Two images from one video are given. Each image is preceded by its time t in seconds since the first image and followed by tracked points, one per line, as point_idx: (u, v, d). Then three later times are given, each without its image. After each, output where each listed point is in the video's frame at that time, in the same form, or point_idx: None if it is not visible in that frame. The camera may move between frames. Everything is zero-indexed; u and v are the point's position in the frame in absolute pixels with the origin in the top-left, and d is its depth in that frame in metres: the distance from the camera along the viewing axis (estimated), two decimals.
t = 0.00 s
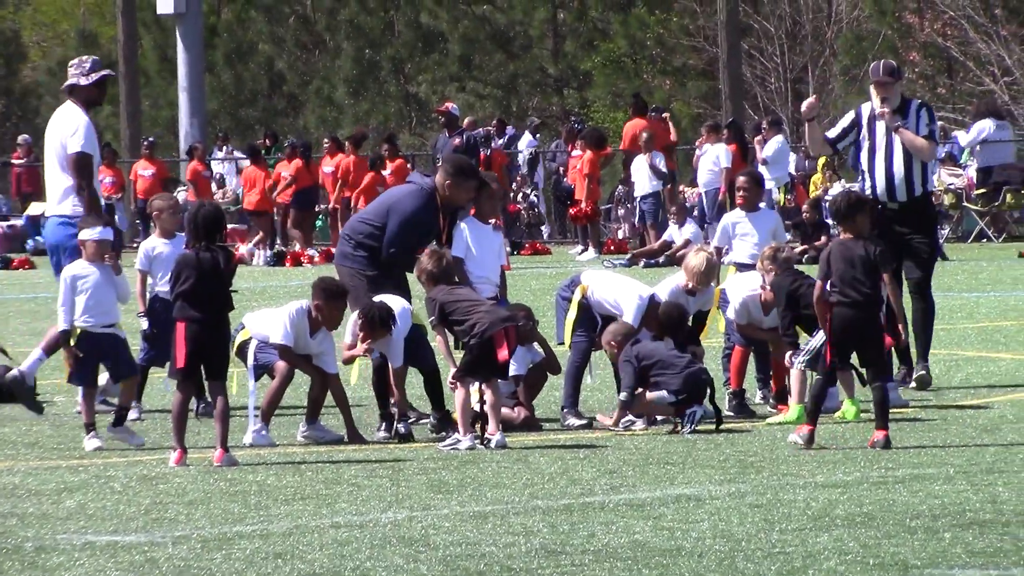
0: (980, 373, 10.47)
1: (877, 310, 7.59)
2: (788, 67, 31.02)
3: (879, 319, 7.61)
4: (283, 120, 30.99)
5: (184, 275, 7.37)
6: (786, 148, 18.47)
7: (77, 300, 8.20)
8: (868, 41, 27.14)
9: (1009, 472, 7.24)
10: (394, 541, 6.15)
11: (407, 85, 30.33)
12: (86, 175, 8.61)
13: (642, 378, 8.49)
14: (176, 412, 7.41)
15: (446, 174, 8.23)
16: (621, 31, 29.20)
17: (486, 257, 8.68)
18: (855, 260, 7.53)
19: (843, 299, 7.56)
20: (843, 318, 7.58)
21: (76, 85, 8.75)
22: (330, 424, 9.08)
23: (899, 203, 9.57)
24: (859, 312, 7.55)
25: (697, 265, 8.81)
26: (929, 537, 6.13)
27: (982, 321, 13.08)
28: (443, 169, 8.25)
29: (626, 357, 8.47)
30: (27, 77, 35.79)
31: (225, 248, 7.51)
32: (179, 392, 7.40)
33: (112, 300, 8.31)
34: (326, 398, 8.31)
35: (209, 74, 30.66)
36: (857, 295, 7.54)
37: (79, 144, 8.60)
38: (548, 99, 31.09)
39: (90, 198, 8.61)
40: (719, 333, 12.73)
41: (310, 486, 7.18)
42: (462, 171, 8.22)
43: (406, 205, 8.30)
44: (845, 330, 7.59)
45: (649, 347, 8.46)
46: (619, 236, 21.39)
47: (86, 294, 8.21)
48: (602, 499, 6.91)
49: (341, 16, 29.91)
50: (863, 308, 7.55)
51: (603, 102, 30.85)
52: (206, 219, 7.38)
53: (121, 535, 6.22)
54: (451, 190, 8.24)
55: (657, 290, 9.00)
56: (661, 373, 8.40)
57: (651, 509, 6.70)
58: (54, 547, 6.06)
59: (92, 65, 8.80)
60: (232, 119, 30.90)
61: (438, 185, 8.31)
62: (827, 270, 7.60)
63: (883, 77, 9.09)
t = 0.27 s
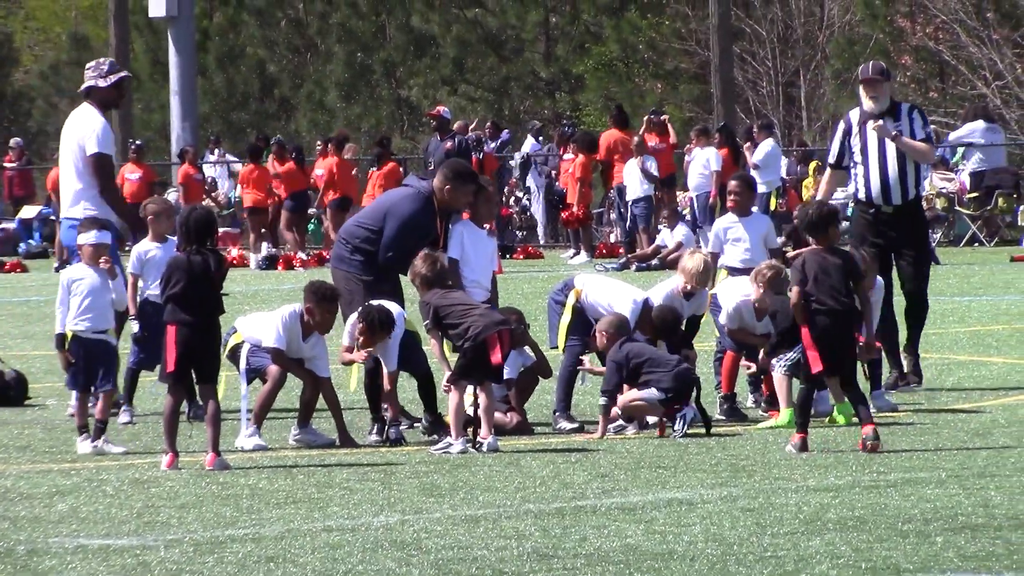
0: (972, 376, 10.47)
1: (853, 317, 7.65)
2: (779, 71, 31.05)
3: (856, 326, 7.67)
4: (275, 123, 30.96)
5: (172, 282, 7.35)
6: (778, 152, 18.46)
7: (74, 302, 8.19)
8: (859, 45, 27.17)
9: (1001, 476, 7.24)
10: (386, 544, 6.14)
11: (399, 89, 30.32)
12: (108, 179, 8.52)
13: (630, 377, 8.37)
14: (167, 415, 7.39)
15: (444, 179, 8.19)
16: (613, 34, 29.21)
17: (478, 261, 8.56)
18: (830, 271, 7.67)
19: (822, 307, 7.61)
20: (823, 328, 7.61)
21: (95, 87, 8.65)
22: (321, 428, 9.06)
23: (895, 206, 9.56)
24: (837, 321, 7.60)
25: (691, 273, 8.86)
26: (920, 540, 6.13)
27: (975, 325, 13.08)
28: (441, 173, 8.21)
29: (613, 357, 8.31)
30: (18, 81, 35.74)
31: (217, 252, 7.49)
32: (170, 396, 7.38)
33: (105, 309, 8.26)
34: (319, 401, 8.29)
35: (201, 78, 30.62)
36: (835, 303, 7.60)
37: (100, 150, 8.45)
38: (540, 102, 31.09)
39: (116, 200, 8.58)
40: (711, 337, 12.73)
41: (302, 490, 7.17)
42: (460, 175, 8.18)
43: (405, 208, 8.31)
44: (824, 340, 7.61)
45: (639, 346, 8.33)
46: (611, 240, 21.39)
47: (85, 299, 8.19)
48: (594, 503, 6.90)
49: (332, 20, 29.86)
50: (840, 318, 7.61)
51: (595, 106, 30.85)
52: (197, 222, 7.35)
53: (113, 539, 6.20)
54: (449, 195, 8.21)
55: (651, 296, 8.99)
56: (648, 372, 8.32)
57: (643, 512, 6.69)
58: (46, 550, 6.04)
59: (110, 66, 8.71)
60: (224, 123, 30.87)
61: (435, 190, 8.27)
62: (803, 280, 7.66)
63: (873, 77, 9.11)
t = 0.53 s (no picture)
0: (963, 381, 10.49)
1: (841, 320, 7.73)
2: (772, 76, 31.09)
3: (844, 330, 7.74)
4: (267, 126, 30.92)
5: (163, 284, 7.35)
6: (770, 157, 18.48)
7: (70, 302, 8.07)
8: (851, 50, 27.23)
9: (992, 481, 7.24)
10: (378, 548, 6.13)
11: (391, 92, 30.31)
12: (108, 178, 8.69)
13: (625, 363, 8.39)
14: (159, 418, 7.37)
15: (439, 184, 8.14)
16: (606, 38, 29.25)
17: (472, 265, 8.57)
18: (823, 273, 7.70)
19: (812, 312, 7.66)
20: (813, 334, 7.66)
21: (105, 90, 8.66)
22: (313, 431, 9.04)
23: (885, 213, 9.56)
24: (828, 324, 7.66)
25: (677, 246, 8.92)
26: (912, 545, 6.13)
27: (967, 330, 13.10)
28: (438, 178, 8.17)
29: (608, 340, 8.37)
30: (11, 84, 35.70)
31: (210, 256, 7.47)
32: (161, 399, 7.36)
33: (99, 309, 8.16)
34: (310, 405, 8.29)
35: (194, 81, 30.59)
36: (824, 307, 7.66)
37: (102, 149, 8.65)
38: (533, 106, 31.10)
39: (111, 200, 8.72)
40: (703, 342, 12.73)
41: (294, 493, 7.16)
42: (456, 182, 8.14)
43: (399, 213, 8.26)
44: (815, 346, 7.66)
45: (634, 330, 8.42)
46: (603, 244, 21.39)
47: (78, 299, 8.09)
48: (586, 506, 6.89)
49: (325, 23, 29.83)
50: (830, 320, 7.66)
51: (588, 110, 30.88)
52: (188, 225, 7.32)
53: (105, 542, 6.19)
54: (444, 200, 8.17)
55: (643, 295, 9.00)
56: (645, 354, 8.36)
57: (634, 516, 6.69)
58: (38, 553, 6.03)
59: (121, 69, 8.65)
60: (216, 126, 30.84)
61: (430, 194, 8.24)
62: (794, 284, 7.71)
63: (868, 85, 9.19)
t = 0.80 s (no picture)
0: (958, 385, 10.49)
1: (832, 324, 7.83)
2: (767, 79, 31.10)
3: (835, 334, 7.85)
4: (262, 129, 30.92)
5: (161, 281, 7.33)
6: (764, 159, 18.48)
7: (60, 306, 8.16)
8: (845, 54, 27.23)
9: (986, 484, 7.24)
10: (372, 551, 6.12)
11: (386, 95, 30.31)
12: (114, 176, 8.88)
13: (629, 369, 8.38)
14: (154, 423, 7.36)
15: (435, 189, 8.21)
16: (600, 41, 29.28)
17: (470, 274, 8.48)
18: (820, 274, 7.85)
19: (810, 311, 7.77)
20: (808, 335, 7.73)
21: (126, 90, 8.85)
22: (308, 433, 9.01)
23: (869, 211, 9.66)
24: (821, 325, 7.76)
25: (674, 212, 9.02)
26: (905, 548, 6.13)
27: (961, 334, 13.10)
28: (433, 184, 8.23)
29: (609, 348, 8.41)
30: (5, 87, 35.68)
31: (205, 262, 7.48)
32: (157, 403, 7.36)
33: (84, 313, 8.22)
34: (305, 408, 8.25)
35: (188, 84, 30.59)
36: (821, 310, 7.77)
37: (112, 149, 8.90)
38: (527, 109, 31.11)
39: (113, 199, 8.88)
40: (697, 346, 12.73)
41: (288, 497, 7.15)
42: (452, 187, 8.19)
43: (393, 217, 8.35)
44: (810, 348, 7.74)
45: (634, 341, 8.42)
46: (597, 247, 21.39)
47: (61, 303, 8.16)
48: (580, 510, 6.89)
49: (319, 26, 29.84)
50: (824, 320, 7.77)
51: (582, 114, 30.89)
52: (182, 229, 7.33)
53: (98, 545, 6.18)
54: (439, 206, 8.23)
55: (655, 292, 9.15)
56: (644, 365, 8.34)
57: (628, 520, 6.68)
58: (32, 556, 6.02)
59: (142, 70, 8.81)
60: (211, 129, 30.84)
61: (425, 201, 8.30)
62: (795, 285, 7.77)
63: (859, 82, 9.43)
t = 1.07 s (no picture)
0: (951, 389, 10.49)
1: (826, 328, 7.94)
2: (761, 83, 31.10)
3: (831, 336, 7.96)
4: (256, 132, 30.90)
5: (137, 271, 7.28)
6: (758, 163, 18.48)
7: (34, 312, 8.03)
8: (840, 58, 27.24)
9: (980, 489, 7.24)
10: (365, 555, 6.11)
11: (381, 99, 30.30)
12: (143, 185, 8.90)
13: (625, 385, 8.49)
14: (149, 427, 7.35)
15: (419, 187, 8.47)
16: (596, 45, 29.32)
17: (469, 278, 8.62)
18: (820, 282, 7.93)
19: (811, 320, 7.85)
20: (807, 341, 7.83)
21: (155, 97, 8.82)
22: (301, 436, 8.98)
23: (852, 221, 9.61)
24: (819, 327, 7.86)
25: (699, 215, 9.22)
26: (900, 553, 6.12)
27: (956, 338, 13.10)
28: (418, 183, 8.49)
29: (614, 362, 8.49)
30: None
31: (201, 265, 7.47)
32: (152, 407, 7.35)
33: (55, 318, 8.09)
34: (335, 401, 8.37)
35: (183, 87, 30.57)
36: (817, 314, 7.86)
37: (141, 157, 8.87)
38: (522, 113, 31.12)
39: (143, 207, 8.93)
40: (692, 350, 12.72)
41: (282, 500, 7.13)
42: (434, 180, 8.44)
43: (382, 219, 8.57)
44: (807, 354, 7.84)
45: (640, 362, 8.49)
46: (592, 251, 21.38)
47: (33, 307, 8.03)
48: (574, 514, 6.88)
49: (314, 30, 29.83)
50: (821, 323, 7.87)
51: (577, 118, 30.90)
52: (175, 232, 7.31)
53: (92, 548, 6.16)
54: (425, 201, 8.48)
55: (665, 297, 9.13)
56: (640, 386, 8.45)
57: (622, 524, 6.67)
58: (26, 559, 6.00)
59: (172, 77, 8.73)
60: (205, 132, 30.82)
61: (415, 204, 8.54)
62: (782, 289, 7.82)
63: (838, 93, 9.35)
